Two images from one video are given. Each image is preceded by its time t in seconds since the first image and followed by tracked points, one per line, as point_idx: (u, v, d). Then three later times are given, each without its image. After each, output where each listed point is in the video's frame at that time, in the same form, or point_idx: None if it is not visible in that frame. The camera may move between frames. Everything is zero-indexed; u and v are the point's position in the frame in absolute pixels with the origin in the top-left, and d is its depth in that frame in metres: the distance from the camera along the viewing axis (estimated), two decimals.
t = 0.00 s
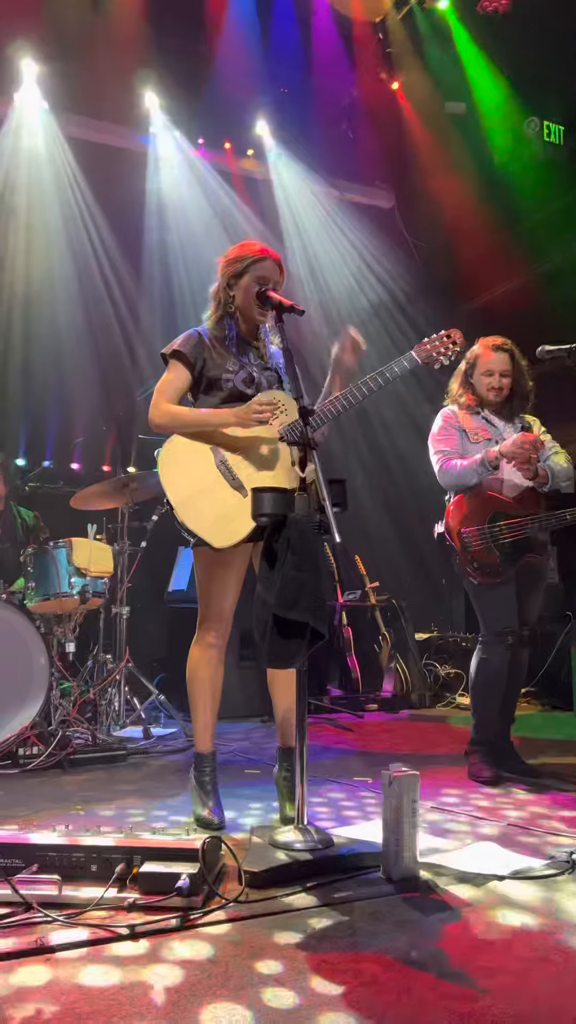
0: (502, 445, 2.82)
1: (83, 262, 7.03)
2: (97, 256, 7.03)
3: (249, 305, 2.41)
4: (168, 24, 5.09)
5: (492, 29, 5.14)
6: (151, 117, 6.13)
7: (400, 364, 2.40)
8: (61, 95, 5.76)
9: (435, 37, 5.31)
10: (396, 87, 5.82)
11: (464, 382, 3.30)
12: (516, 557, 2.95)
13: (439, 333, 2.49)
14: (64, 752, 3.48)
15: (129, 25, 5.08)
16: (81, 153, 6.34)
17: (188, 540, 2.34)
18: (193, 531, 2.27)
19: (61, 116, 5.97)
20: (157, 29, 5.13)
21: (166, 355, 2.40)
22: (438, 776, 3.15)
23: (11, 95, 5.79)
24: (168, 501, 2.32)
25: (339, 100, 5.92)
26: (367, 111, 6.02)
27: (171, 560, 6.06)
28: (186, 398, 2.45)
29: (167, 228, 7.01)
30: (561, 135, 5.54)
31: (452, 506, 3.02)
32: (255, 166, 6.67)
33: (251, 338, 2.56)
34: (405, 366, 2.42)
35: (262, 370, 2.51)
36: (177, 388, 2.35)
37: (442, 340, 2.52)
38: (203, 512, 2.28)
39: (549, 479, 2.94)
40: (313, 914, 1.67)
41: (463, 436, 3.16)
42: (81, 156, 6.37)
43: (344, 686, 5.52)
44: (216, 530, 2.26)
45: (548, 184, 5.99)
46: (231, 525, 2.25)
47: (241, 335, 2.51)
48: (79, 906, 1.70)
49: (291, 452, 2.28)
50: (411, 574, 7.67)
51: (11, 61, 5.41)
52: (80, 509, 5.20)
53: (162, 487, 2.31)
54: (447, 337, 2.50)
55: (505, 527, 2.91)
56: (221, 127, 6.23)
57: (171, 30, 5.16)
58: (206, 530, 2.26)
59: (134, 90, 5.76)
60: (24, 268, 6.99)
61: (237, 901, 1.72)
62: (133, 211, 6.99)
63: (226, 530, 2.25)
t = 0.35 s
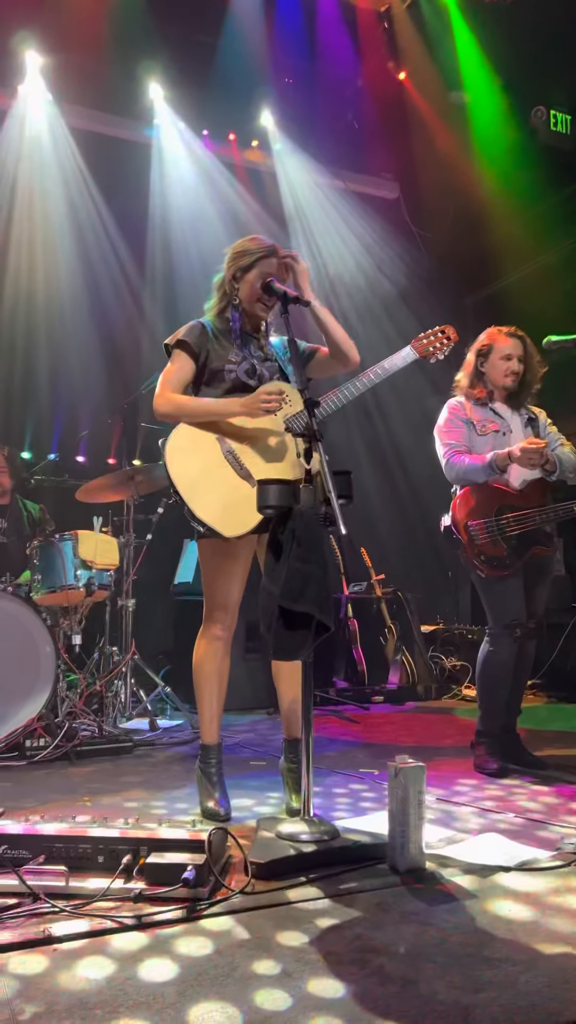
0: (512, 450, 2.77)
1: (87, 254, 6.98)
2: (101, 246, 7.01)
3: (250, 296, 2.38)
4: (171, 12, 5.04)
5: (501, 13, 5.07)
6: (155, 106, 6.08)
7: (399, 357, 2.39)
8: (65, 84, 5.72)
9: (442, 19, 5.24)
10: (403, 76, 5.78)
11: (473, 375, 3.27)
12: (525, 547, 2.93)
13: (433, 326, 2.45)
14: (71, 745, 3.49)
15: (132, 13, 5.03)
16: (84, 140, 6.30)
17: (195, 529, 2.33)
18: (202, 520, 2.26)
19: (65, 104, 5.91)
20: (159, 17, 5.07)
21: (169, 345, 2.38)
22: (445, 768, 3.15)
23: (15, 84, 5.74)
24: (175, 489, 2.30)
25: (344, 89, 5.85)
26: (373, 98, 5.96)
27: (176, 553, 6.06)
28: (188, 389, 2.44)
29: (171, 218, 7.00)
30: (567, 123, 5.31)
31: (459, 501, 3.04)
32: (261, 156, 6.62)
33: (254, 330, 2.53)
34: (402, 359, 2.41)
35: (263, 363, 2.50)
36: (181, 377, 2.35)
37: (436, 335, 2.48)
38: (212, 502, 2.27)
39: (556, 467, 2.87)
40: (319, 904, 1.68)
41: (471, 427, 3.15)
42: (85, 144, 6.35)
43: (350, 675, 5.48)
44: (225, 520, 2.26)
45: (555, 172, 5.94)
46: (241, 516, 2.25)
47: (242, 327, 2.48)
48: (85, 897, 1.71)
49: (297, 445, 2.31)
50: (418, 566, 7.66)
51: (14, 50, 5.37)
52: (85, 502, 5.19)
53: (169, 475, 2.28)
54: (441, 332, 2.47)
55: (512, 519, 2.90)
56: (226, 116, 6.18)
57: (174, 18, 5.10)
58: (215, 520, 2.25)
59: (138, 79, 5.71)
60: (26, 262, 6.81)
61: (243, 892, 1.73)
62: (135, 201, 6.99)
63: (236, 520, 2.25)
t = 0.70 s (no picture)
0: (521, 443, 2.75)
1: (92, 248, 6.93)
2: (105, 241, 6.94)
3: (254, 290, 2.36)
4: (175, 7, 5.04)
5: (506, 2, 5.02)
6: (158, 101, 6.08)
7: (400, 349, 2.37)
8: (69, 79, 5.72)
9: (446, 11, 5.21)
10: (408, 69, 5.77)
11: (479, 367, 3.25)
12: (528, 541, 2.94)
13: (437, 316, 2.42)
14: (76, 739, 3.49)
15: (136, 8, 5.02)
16: (86, 133, 6.29)
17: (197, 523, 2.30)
18: (204, 514, 2.24)
19: (68, 99, 5.92)
20: (163, 12, 5.07)
21: (171, 337, 2.37)
22: (451, 763, 3.14)
23: (17, 78, 5.74)
24: (175, 483, 2.27)
25: (349, 82, 5.82)
26: (377, 90, 5.94)
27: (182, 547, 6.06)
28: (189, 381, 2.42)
29: (176, 211, 6.95)
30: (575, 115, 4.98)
31: (464, 494, 3.02)
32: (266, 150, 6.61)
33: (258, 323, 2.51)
34: (404, 352, 2.39)
35: (264, 356, 2.48)
36: (182, 371, 2.34)
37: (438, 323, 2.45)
38: (214, 495, 2.25)
39: (560, 458, 2.77)
40: (323, 901, 1.67)
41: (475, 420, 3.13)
42: (89, 139, 6.34)
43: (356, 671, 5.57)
44: (228, 512, 2.24)
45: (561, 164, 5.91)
46: (243, 508, 2.25)
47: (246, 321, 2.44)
48: (90, 892, 1.71)
49: (300, 437, 2.32)
50: (423, 561, 7.64)
51: (19, 45, 5.38)
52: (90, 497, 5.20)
53: (170, 468, 2.26)
54: (445, 321, 2.43)
55: (518, 513, 2.89)
56: (230, 110, 6.17)
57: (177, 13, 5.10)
58: (217, 512, 2.24)
59: (142, 74, 5.71)
60: (30, 257, 6.81)
61: (247, 888, 1.72)
62: (140, 192, 6.95)
63: (238, 513, 2.24)
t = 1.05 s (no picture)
0: (523, 437, 2.76)
1: (94, 237, 6.90)
2: (108, 234, 6.94)
3: (256, 284, 2.36)
4: None
5: None
6: (162, 93, 6.05)
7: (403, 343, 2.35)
8: (73, 71, 5.70)
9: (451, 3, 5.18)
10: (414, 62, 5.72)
11: (484, 362, 3.25)
12: (531, 537, 2.92)
13: (443, 310, 2.40)
14: (80, 735, 3.48)
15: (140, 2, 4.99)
16: (90, 126, 6.28)
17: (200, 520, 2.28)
18: (208, 509, 2.21)
19: (72, 92, 5.91)
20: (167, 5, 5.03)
21: (173, 331, 2.37)
22: (456, 758, 3.13)
23: (20, 71, 5.72)
24: (179, 478, 2.26)
25: (353, 75, 5.78)
26: (381, 84, 5.90)
27: (186, 542, 6.06)
28: (193, 376, 2.42)
29: (178, 206, 6.96)
30: None
31: (466, 488, 3.00)
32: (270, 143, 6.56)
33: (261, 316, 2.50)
34: (406, 346, 2.38)
35: (268, 349, 2.46)
36: (184, 365, 2.33)
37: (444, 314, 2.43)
38: (217, 490, 2.23)
39: (562, 450, 2.80)
40: (329, 895, 1.68)
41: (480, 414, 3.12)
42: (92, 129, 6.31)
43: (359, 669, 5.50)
44: (231, 508, 2.22)
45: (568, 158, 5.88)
46: (246, 504, 2.22)
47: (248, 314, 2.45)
48: (94, 887, 1.70)
49: (304, 432, 2.31)
50: (428, 556, 7.63)
51: (22, 39, 5.35)
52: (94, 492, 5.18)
53: (173, 463, 2.25)
54: (452, 313, 2.40)
55: (520, 509, 2.87)
56: (234, 103, 6.14)
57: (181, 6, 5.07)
58: (220, 508, 2.21)
59: (146, 66, 5.69)
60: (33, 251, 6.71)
61: (251, 883, 1.72)
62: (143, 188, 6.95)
63: (241, 508, 2.22)
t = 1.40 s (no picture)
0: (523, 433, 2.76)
1: (98, 234, 6.90)
2: (114, 233, 6.94)
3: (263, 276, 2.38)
4: None
5: None
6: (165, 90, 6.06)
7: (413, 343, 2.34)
8: (76, 66, 5.70)
9: None
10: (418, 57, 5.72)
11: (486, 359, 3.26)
12: (531, 535, 2.92)
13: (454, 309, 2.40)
14: (84, 731, 3.49)
15: None
16: (94, 123, 6.29)
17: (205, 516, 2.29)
18: (213, 506, 2.22)
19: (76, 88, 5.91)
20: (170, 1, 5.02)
21: (181, 331, 2.37)
22: (459, 755, 3.13)
23: (24, 68, 5.74)
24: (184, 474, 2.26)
25: (356, 71, 5.78)
26: (385, 81, 5.90)
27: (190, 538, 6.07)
28: (201, 375, 2.41)
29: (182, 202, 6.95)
30: None
31: (471, 485, 2.99)
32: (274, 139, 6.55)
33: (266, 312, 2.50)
34: (416, 346, 2.36)
35: (276, 345, 2.46)
36: (193, 364, 2.32)
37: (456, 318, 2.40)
38: (222, 487, 2.23)
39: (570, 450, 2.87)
40: (335, 890, 1.68)
41: (483, 411, 3.12)
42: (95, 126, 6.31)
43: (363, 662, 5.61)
44: (235, 505, 2.22)
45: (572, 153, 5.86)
46: (251, 500, 2.23)
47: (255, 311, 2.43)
48: (100, 883, 1.71)
49: (309, 429, 2.34)
50: (430, 553, 7.62)
51: (26, 34, 5.35)
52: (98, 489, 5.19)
53: (178, 459, 2.25)
54: (464, 312, 2.40)
55: (522, 505, 2.85)
56: (237, 99, 6.13)
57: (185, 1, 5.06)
58: (226, 504, 2.22)
59: (149, 62, 5.68)
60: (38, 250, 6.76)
61: (257, 879, 1.73)
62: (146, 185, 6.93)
63: (246, 505, 2.22)
